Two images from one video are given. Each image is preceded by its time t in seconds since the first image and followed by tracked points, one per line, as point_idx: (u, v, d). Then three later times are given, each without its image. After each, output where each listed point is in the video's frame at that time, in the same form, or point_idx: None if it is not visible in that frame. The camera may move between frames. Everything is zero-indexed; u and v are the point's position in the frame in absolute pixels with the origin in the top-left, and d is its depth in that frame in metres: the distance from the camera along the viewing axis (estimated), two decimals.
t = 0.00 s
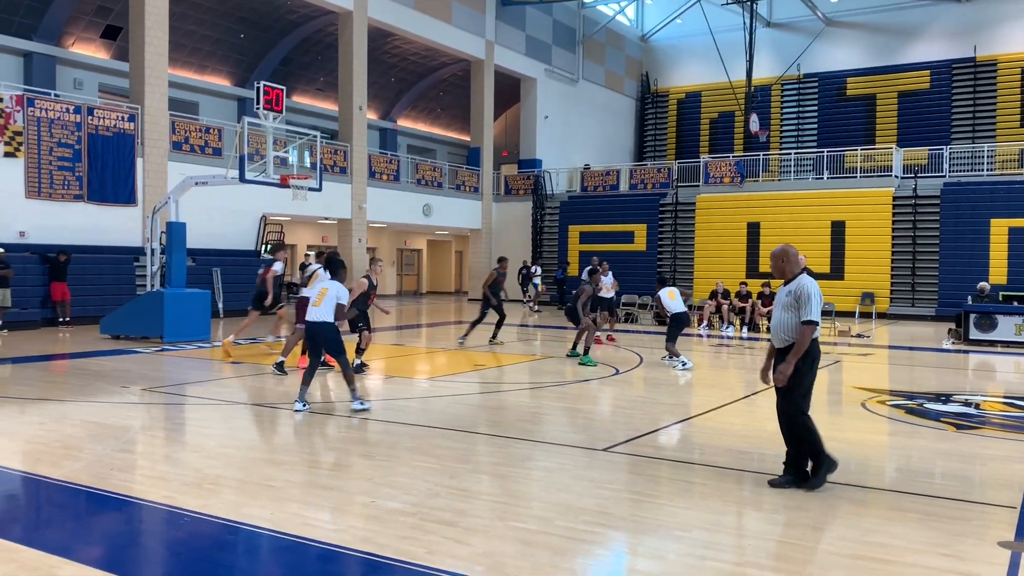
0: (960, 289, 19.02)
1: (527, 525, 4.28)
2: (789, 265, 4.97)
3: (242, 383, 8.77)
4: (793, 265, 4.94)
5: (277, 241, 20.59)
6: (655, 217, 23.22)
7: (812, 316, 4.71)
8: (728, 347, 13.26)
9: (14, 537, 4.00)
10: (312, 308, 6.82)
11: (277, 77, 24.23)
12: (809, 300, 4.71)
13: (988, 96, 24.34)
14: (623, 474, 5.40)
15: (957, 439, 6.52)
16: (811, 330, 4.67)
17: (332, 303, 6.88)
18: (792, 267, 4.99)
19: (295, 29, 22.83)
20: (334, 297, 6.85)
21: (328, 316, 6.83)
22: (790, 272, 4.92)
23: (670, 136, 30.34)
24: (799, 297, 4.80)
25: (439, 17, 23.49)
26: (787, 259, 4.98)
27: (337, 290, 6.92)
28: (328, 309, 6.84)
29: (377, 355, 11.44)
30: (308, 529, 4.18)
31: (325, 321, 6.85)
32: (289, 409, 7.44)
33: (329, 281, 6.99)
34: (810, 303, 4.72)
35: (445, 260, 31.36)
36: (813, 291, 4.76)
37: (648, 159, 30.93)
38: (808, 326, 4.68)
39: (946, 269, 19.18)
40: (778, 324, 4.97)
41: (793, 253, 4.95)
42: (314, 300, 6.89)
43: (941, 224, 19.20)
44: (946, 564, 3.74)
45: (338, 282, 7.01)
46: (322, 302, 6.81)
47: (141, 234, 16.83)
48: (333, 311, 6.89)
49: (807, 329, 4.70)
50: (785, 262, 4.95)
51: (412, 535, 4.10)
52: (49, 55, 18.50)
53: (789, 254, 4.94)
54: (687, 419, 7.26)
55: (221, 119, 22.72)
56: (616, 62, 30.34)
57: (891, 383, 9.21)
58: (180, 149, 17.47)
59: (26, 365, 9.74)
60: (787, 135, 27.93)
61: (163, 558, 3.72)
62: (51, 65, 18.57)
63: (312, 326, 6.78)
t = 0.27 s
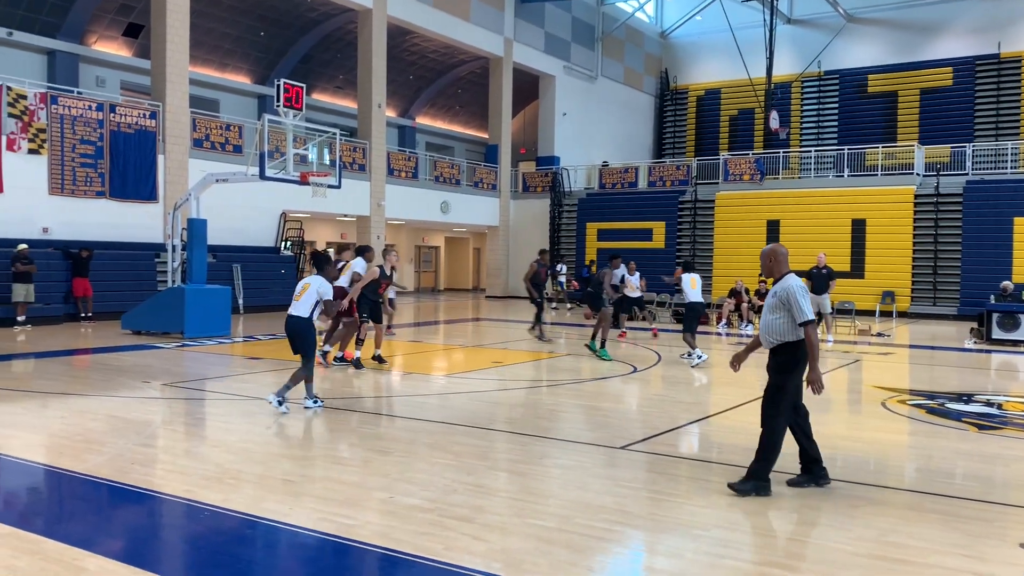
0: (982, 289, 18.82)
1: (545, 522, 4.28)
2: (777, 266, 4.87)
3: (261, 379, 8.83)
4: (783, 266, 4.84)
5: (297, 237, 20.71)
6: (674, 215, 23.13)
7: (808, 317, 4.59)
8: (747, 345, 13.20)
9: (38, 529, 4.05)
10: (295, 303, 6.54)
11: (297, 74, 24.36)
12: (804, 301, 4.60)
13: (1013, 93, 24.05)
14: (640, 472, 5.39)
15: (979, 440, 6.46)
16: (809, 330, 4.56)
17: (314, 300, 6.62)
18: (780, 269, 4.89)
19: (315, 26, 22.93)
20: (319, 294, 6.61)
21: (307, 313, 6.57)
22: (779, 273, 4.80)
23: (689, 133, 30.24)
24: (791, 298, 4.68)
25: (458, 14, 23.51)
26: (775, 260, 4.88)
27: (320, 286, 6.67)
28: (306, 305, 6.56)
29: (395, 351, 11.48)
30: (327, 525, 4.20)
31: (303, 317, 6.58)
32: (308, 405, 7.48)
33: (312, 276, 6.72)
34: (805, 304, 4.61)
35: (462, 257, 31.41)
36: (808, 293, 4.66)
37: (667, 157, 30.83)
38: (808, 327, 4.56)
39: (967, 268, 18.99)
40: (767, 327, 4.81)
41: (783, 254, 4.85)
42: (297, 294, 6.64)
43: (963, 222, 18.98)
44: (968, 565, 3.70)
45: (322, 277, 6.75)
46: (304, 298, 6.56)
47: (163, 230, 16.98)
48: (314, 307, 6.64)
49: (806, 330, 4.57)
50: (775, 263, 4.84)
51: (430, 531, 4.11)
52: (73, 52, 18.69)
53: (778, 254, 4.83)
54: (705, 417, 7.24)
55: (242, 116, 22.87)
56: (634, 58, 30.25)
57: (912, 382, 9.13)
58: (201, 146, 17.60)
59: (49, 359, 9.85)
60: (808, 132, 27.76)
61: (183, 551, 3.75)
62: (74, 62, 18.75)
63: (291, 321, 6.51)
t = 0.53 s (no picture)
0: (1003, 289, 18.60)
1: (561, 522, 4.27)
2: (765, 262, 4.82)
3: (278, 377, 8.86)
4: (769, 263, 4.79)
5: (315, 236, 20.82)
6: (691, 214, 23.02)
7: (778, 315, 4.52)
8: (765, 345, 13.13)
9: (57, 524, 4.07)
10: (277, 296, 6.60)
11: (315, 74, 24.47)
12: (775, 298, 4.54)
13: None
14: (657, 472, 5.36)
15: (1001, 442, 6.37)
16: (774, 329, 4.49)
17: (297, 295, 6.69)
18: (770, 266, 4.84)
19: (333, 26, 23.02)
20: (302, 290, 6.70)
21: (289, 307, 6.59)
22: (764, 270, 4.75)
23: (707, 133, 30.13)
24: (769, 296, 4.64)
25: (475, 13, 23.53)
26: (764, 256, 4.84)
27: (306, 285, 6.80)
28: (290, 300, 6.61)
29: (411, 350, 11.50)
30: (343, 522, 4.21)
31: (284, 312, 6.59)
32: (324, 403, 7.50)
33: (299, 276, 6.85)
34: (778, 302, 4.55)
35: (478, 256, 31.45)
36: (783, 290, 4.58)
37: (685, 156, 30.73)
38: (773, 326, 4.50)
39: (988, 269, 18.77)
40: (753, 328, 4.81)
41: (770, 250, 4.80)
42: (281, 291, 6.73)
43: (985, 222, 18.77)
44: (990, 569, 3.65)
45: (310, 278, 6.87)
46: (286, 292, 6.63)
47: (182, 228, 17.11)
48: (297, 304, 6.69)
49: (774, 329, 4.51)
50: (761, 260, 4.80)
51: (446, 530, 4.11)
52: (93, 51, 18.88)
53: (764, 252, 4.80)
54: (722, 418, 7.20)
55: (260, 115, 22.99)
56: (652, 57, 30.17)
57: (932, 384, 9.03)
58: (220, 145, 17.73)
59: (69, 356, 9.94)
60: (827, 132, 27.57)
61: (201, 548, 3.76)
62: (95, 62, 18.94)
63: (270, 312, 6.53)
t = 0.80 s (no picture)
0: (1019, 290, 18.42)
1: (573, 521, 4.26)
2: (747, 262, 4.86)
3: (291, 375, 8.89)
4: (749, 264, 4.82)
5: (328, 235, 20.88)
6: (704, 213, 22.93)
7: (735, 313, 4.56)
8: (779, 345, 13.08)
9: (73, 520, 4.10)
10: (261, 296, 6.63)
11: (329, 72, 24.53)
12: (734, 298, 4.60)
13: None
14: (670, 472, 5.34)
15: (1018, 444, 6.31)
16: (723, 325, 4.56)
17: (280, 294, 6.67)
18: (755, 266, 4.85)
19: (347, 25, 23.07)
20: (284, 289, 6.58)
21: (277, 305, 6.63)
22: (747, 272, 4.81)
23: (721, 131, 30.04)
24: (742, 296, 4.68)
25: (489, 12, 23.52)
26: (748, 257, 4.87)
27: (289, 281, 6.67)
28: (276, 299, 6.62)
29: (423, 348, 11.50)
30: (356, 520, 4.21)
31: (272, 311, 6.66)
32: (337, 401, 7.52)
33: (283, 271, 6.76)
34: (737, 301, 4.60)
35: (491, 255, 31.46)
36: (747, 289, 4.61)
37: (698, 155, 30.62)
38: (723, 324, 4.57)
39: (1004, 269, 18.60)
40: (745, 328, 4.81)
41: (749, 250, 4.83)
42: (266, 289, 6.71)
43: (1001, 222, 18.62)
44: (1008, 572, 3.61)
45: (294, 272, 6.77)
46: (271, 292, 6.62)
47: (196, 226, 17.20)
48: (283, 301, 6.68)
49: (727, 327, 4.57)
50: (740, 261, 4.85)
51: (458, 528, 4.11)
52: (109, 51, 19.00)
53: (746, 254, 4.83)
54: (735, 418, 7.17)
55: (274, 114, 23.08)
56: (666, 55, 30.08)
57: (948, 385, 8.95)
58: (234, 143, 17.80)
59: (84, 354, 10.02)
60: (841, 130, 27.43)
61: (215, 545, 3.78)
62: (110, 61, 19.07)
63: (255, 313, 6.60)
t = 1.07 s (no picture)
0: None
1: (580, 520, 4.25)
2: (727, 261, 4.81)
3: (299, 373, 8.91)
4: (730, 262, 4.77)
5: (336, 233, 20.93)
6: (713, 212, 22.87)
7: (723, 311, 4.50)
8: (788, 345, 13.05)
9: (82, 517, 4.12)
10: (246, 289, 6.63)
11: (337, 71, 24.56)
12: (719, 294, 4.53)
13: None
14: (678, 471, 5.33)
15: None
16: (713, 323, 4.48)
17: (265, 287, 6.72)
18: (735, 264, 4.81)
19: (355, 24, 23.09)
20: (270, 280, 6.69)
21: (260, 299, 6.66)
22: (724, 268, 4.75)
23: (730, 130, 29.97)
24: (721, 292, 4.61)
25: (497, 11, 23.50)
26: (728, 255, 4.82)
27: (272, 276, 6.81)
28: (260, 291, 6.67)
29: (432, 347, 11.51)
30: (364, 518, 4.22)
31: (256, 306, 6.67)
32: (345, 400, 7.53)
33: (263, 267, 6.86)
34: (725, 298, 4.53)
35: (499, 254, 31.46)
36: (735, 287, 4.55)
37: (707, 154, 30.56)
38: (712, 322, 4.49)
39: (1015, 268, 18.50)
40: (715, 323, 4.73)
41: (730, 248, 4.79)
42: (246, 284, 6.71)
43: (1012, 221, 18.54)
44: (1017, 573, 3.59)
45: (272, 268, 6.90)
46: (255, 285, 6.65)
47: (205, 225, 17.27)
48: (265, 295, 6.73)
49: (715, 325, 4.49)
50: (722, 259, 4.79)
51: (466, 527, 4.11)
52: (119, 50, 19.08)
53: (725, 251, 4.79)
54: (744, 417, 7.16)
55: (283, 113, 23.13)
56: (675, 54, 30.02)
57: (957, 384, 8.91)
58: (243, 142, 17.86)
59: (94, 351, 10.06)
60: (851, 129, 27.34)
61: (223, 543, 3.79)
62: (120, 60, 19.15)
63: (240, 307, 6.57)
